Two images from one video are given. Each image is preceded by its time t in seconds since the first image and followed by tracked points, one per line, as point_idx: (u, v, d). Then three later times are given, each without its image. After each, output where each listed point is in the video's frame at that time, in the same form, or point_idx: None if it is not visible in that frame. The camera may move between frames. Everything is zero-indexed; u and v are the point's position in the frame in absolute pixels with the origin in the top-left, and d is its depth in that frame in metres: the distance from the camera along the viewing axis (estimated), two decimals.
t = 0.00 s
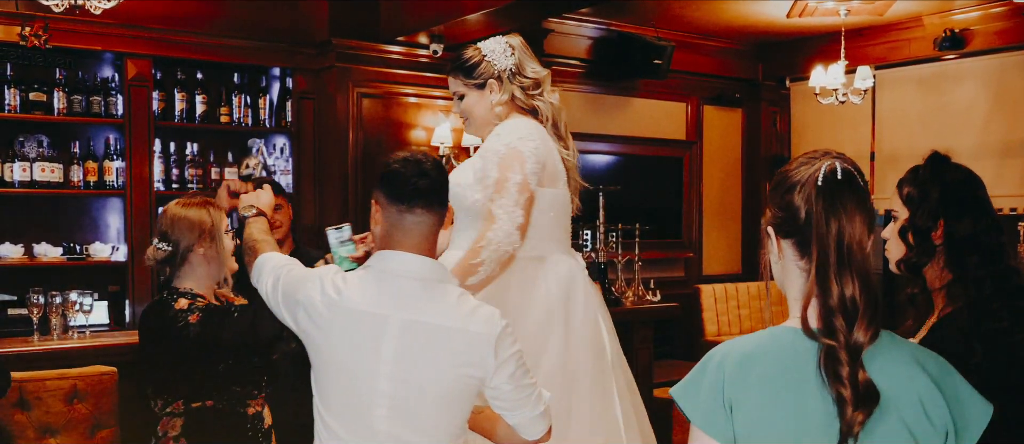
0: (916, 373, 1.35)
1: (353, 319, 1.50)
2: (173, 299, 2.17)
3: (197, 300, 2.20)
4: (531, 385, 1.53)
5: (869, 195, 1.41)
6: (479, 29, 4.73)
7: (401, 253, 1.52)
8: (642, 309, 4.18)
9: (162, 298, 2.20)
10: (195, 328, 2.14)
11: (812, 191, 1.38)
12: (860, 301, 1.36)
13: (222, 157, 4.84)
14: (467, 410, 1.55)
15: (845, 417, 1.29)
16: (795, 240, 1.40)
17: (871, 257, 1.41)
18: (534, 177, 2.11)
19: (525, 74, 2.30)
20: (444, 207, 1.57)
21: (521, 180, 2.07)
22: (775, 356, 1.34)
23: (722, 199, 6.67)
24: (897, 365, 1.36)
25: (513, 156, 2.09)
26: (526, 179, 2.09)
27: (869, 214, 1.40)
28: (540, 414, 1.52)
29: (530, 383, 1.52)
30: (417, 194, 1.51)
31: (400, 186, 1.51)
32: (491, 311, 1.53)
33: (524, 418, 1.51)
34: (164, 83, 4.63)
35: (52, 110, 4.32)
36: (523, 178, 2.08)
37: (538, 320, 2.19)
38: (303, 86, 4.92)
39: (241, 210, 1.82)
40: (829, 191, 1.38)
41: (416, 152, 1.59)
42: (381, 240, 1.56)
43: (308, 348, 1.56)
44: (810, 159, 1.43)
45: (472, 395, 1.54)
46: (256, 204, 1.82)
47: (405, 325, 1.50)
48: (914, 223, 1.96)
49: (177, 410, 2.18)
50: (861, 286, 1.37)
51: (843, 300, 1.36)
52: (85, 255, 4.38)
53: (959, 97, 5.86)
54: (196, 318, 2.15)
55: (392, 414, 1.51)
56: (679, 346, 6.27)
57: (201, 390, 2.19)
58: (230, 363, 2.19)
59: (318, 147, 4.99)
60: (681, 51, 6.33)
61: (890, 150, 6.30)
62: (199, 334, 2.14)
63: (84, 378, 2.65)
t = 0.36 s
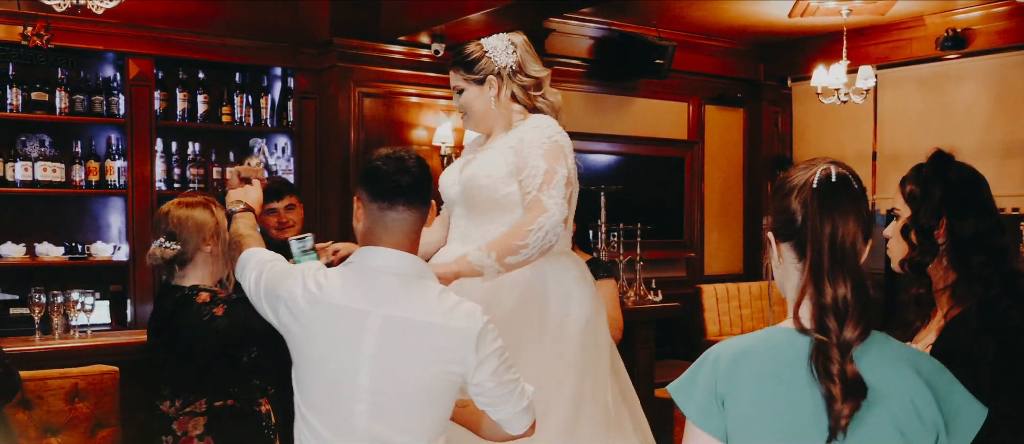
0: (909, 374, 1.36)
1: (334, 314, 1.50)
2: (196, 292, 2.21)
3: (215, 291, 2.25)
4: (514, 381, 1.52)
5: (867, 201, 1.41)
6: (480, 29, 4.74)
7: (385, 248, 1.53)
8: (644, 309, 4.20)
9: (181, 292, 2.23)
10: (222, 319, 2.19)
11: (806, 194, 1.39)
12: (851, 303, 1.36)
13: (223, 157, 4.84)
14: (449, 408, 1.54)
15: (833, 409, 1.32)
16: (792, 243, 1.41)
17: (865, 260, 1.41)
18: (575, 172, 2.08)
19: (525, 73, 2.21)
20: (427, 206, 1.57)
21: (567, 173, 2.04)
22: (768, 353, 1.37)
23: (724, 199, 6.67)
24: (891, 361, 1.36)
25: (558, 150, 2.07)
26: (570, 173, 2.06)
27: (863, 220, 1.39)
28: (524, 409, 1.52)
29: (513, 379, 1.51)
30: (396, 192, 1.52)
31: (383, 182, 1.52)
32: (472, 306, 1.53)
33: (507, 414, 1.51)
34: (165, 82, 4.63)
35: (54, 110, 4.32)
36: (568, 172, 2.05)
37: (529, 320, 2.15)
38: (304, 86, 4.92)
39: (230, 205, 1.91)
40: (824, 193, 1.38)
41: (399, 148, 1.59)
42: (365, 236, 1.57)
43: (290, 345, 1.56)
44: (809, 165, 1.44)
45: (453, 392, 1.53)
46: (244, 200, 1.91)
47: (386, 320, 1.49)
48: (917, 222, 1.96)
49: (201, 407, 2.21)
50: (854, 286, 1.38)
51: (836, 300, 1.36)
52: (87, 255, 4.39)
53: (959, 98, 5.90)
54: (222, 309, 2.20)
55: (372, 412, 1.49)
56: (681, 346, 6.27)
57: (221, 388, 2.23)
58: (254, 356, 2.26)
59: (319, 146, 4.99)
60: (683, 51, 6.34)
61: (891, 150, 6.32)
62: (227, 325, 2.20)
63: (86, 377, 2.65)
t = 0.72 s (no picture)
0: (888, 370, 1.34)
1: (317, 311, 1.51)
2: (212, 287, 2.16)
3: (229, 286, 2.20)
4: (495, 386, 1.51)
5: (851, 205, 1.39)
6: (482, 29, 4.74)
7: (372, 248, 1.53)
8: (645, 309, 4.21)
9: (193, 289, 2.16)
10: (243, 313, 2.14)
11: (788, 195, 1.37)
12: (832, 301, 1.35)
13: (225, 157, 4.84)
14: (430, 410, 1.54)
15: (814, 404, 1.30)
16: (774, 244, 1.40)
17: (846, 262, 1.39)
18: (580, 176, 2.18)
19: (513, 82, 2.17)
20: (413, 208, 1.58)
21: (576, 178, 2.14)
22: (752, 350, 1.35)
23: (726, 199, 6.67)
24: (866, 354, 1.35)
25: (567, 155, 2.14)
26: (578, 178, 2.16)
27: (846, 222, 1.38)
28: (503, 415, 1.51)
29: (494, 384, 1.51)
30: (385, 193, 1.53)
31: (369, 183, 1.53)
32: (455, 309, 1.52)
33: (487, 419, 1.50)
34: (167, 83, 4.63)
35: (55, 110, 4.32)
36: (577, 177, 2.14)
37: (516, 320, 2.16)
38: (305, 86, 4.93)
39: (226, 201, 1.94)
40: (805, 195, 1.36)
41: (387, 151, 1.61)
42: (351, 236, 1.57)
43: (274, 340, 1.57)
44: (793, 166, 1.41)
45: (433, 395, 1.52)
46: (239, 196, 1.94)
47: (368, 320, 1.49)
48: (923, 225, 1.95)
49: (213, 406, 2.17)
50: (836, 287, 1.36)
51: (818, 298, 1.35)
52: (88, 255, 4.39)
53: (959, 98, 5.89)
54: (240, 305, 2.16)
55: (352, 412, 1.50)
56: (681, 346, 6.28)
57: (230, 384, 2.18)
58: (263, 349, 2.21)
59: (320, 146, 5.00)
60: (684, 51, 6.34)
61: (892, 150, 6.32)
62: (246, 321, 2.15)
63: (87, 376, 2.65)
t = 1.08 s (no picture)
0: (857, 367, 1.36)
1: (302, 309, 1.54)
2: (203, 295, 2.18)
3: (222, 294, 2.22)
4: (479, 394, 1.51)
5: (824, 207, 1.41)
6: (482, 29, 4.74)
7: (357, 249, 1.56)
8: (645, 308, 4.22)
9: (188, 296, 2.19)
10: (235, 320, 2.19)
11: (762, 197, 1.39)
12: (801, 301, 1.36)
13: (226, 157, 4.83)
14: (411, 414, 1.54)
15: (787, 400, 1.32)
16: (749, 244, 1.41)
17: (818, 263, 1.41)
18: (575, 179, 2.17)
19: (505, 88, 2.18)
20: (401, 209, 1.60)
21: (571, 181, 2.15)
22: (729, 349, 1.38)
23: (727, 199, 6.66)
24: (832, 349, 1.36)
25: (560, 158, 2.15)
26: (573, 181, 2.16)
27: (819, 224, 1.39)
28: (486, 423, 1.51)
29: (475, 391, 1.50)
30: (374, 194, 1.56)
31: (359, 184, 1.56)
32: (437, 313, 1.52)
33: (465, 427, 1.50)
34: (167, 82, 4.62)
35: (56, 109, 4.31)
36: (571, 180, 2.15)
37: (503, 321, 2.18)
38: (306, 86, 4.92)
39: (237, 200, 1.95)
40: (778, 199, 1.37)
41: (378, 153, 1.65)
42: (340, 238, 1.60)
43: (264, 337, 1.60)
44: (767, 169, 1.43)
45: (414, 398, 1.53)
46: (252, 197, 1.95)
47: (349, 320, 1.51)
48: (930, 233, 1.98)
49: (213, 414, 2.17)
50: (807, 287, 1.37)
51: (788, 298, 1.36)
52: (88, 255, 4.38)
53: (960, 98, 5.92)
54: (231, 311, 2.19)
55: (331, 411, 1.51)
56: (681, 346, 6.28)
57: (230, 392, 2.19)
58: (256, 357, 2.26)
59: (320, 146, 4.99)
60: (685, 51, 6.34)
61: (893, 150, 6.35)
62: (238, 324, 2.19)
63: (86, 376, 2.64)
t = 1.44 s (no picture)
0: (825, 361, 1.45)
1: (298, 308, 1.57)
2: (182, 289, 2.27)
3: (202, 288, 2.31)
4: (479, 394, 1.53)
5: (797, 205, 1.49)
6: (483, 29, 4.74)
7: (352, 249, 1.58)
8: (646, 309, 4.22)
9: (171, 288, 2.30)
10: (209, 314, 2.26)
11: (739, 196, 1.47)
12: (774, 298, 1.45)
13: (226, 158, 4.83)
14: (408, 411, 1.58)
15: (759, 394, 1.43)
16: (724, 240, 1.50)
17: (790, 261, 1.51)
18: (546, 172, 2.10)
19: (508, 78, 2.18)
20: (398, 211, 1.62)
21: (533, 173, 2.06)
22: (708, 343, 1.47)
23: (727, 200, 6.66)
24: (800, 339, 1.47)
25: (532, 149, 2.08)
26: (540, 173, 2.08)
27: (791, 221, 1.48)
28: (484, 423, 1.53)
29: (471, 389, 1.52)
30: (371, 195, 1.57)
31: (355, 186, 1.58)
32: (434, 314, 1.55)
33: (463, 425, 1.52)
34: (168, 83, 4.62)
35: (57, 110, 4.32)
36: (535, 171, 2.07)
37: (489, 323, 2.10)
38: (307, 87, 4.86)
39: (255, 195, 1.97)
40: (755, 198, 1.46)
41: (375, 155, 1.65)
42: (338, 237, 1.62)
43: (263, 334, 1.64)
44: (745, 166, 1.50)
45: (410, 396, 1.57)
46: (269, 195, 1.97)
47: (343, 320, 1.54)
48: (934, 232, 2.00)
49: (205, 407, 2.27)
50: (778, 285, 1.47)
51: (756, 294, 1.46)
52: (89, 256, 4.39)
53: (960, 99, 5.94)
54: (207, 305, 2.27)
55: (325, 407, 1.55)
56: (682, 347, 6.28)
57: (221, 385, 2.30)
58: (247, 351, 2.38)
59: (320, 146, 4.97)
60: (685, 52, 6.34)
61: (896, 151, 6.31)
62: (218, 319, 2.27)
63: (86, 377, 2.63)
